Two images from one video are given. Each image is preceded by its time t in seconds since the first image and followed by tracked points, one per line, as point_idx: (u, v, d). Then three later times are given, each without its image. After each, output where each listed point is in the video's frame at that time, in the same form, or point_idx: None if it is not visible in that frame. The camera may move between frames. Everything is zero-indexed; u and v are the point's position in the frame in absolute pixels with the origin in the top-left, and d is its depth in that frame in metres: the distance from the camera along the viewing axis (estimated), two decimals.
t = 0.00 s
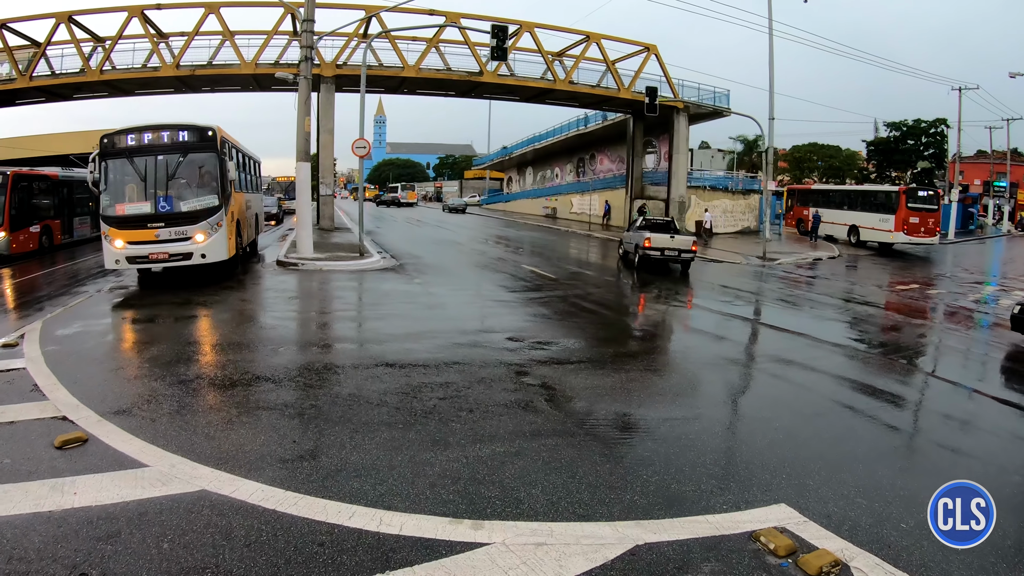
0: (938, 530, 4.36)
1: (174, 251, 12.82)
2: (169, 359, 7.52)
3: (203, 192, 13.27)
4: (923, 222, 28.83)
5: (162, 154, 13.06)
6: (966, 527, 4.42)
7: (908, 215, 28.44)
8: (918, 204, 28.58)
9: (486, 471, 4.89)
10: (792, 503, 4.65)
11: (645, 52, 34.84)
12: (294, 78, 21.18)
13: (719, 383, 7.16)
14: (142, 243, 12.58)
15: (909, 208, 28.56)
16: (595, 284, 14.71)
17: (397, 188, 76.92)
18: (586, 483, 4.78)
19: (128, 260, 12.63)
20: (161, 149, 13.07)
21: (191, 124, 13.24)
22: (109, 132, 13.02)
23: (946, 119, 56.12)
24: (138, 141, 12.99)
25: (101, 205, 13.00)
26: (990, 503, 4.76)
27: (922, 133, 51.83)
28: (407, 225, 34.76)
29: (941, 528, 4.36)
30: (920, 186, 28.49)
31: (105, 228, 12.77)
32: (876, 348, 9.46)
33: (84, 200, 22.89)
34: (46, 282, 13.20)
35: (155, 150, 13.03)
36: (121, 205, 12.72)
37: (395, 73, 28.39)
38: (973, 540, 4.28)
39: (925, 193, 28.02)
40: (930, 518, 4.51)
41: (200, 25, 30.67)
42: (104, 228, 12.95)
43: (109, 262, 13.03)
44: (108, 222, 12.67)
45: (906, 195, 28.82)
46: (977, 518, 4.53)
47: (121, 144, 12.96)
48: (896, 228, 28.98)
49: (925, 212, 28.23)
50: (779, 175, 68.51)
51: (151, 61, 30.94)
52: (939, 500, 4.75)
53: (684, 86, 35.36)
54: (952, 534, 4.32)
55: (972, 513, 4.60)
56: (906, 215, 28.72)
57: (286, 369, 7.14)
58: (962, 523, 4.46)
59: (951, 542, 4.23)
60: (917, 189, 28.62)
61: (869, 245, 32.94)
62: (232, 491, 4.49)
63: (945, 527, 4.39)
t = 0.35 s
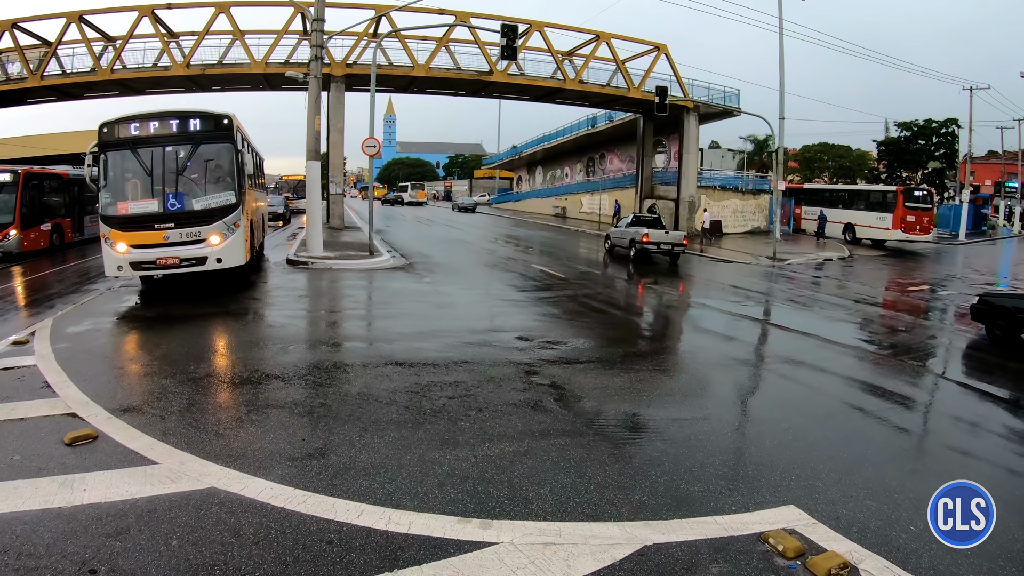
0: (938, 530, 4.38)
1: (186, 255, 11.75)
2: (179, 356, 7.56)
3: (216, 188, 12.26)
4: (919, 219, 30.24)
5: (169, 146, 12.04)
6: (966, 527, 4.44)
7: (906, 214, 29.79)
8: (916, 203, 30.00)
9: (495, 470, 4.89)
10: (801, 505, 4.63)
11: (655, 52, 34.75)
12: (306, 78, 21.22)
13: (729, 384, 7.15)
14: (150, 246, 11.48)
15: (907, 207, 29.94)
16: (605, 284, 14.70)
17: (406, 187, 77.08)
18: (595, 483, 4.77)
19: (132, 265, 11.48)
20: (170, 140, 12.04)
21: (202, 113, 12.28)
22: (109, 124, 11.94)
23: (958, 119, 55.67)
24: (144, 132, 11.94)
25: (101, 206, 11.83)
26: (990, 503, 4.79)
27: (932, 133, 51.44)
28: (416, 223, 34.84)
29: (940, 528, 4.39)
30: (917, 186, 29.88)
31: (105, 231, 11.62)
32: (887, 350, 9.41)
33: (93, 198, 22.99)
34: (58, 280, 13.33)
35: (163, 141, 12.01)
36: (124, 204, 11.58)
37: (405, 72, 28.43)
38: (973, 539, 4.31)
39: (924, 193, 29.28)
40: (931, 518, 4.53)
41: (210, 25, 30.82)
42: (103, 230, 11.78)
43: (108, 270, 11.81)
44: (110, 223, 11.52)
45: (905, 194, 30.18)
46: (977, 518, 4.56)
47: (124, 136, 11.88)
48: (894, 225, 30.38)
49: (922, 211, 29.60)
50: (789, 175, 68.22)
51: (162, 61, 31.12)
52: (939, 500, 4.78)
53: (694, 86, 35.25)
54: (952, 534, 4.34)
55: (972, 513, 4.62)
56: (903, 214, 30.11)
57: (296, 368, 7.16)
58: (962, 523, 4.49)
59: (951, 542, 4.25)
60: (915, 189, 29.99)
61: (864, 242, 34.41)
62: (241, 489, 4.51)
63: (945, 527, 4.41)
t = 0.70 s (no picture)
0: (937, 529, 4.41)
1: (210, 269, 9.96)
2: (188, 355, 7.59)
3: (244, 191, 10.42)
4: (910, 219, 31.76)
5: (188, 141, 10.16)
6: (966, 527, 4.47)
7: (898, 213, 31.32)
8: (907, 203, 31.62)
9: (502, 472, 4.89)
10: (808, 508, 4.61)
11: (663, 53, 34.71)
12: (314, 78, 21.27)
13: (737, 386, 7.13)
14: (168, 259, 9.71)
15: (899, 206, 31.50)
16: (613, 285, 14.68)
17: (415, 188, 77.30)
18: (602, 484, 4.77)
19: (146, 280, 9.65)
20: (190, 134, 10.17)
21: (229, 103, 10.46)
22: (116, 112, 10.03)
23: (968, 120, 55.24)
24: (159, 124, 10.07)
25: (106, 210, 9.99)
26: (990, 503, 4.82)
27: (942, 134, 51.07)
28: (423, 224, 34.94)
29: (941, 528, 4.41)
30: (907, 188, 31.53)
31: (112, 239, 9.76)
32: (896, 352, 9.37)
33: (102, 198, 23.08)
34: (67, 279, 13.39)
35: (182, 136, 10.15)
36: (135, 208, 9.72)
37: (413, 73, 28.47)
38: (972, 539, 4.33)
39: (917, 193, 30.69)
40: (931, 517, 4.55)
41: (219, 25, 30.96)
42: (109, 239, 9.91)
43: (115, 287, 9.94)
44: (117, 231, 9.65)
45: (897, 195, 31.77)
46: (977, 518, 4.58)
47: (135, 128, 9.99)
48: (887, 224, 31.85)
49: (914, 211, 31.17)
50: (797, 176, 68.07)
51: (171, 62, 31.26)
52: (939, 500, 4.81)
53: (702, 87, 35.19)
54: (953, 534, 4.36)
55: (972, 513, 4.65)
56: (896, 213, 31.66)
57: (303, 367, 7.18)
58: (962, 523, 4.52)
59: (949, 541, 4.27)
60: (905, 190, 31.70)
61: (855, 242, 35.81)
62: (248, 489, 4.52)
63: (945, 527, 4.44)
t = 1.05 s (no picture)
0: (937, 530, 4.42)
1: (250, 278, 8.51)
2: (193, 356, 7.61)
3: (287, 191, 8.93)
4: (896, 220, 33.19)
5: (223, 131, 8.64)
6: (966, 527, 4.49)
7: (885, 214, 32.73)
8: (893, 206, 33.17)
9: (506, 474, 4.89)
10: (813, 510, 4.60)
11: (667, 54, 34.69)
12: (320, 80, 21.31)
13: (741, 388, 7.12)
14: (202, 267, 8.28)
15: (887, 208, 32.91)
16: (617, 287, 14.67)
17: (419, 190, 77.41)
18: (607, 486, 4.77)
19: (175, 293, 8.20)
20: (225, 122, 8.66)
21: (271, 90, 9.00)
22: (138, 95, 8.52)
23: (974, 121, 54.94)
24: (190, 110, 8.57)
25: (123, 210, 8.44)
26: (990, 503, 4.85)
27: (947, 136, 50.82)
28: (426, 225, 34.98)
29: (942, 528, 4.42)
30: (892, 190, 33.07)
31: (132, 245, 8.26)
32: (901, 355, 9.33)
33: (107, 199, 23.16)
34: (73, 280, 13.45)
35: (217, 124, 8.65)
36: (162, 208, 8.24)
37: (417, 75, 28.52)
38: (972, 539, 4.35)
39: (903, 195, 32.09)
40: (930, 517, 4.57)
41: (224, 27, 31.08)
42: (127, 243, 8.37)
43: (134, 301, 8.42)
44: (140, 234, 8.16)
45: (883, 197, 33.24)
46: (977, 518, 4.61)
47: (162, 113, 8.49)
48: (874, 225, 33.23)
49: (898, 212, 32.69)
50: (801, 178, 67.92)
51: (176, 63, 31.39)
52: (939, 500, 4.82)
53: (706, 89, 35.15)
54: (952, 534, 4.38)
55: (972, 513, 4.67)
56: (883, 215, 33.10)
57: (308, 369, 7.20)
58: (962, 523, 4.53)
59: (949, 541, 4.29)
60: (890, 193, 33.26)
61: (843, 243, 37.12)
62: (252, 490, 4.53)
63: (945, 527, 4.45)
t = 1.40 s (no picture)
0: (937, 530, 4.43)
1: (313, 293, 7.29)
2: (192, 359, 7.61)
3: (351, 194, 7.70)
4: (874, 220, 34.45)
5: (278, 125, 7.30)
6: (966, 527, 4.49)
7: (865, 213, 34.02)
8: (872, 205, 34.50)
9: (505, 476, 4.88)
10: (813, 513, 4.59)
11: (666, 57, 34.72)
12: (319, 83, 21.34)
13: (741, 390, 7.12)
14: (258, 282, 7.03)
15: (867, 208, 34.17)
16: (617, 289, 14.68)
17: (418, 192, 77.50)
18: (606, 488, 4.76)
19: (225, 312, 6.94)
20: (281, 114, 7.34)
21: (333, 79, 7.65)
22: (175, 79, 7.05)
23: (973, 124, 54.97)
24: (240, 99, 7.19)
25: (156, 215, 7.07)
26: (990, 503, 4.85)
27: (946, 138, 50.86)
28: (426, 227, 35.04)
29: (942, 528, 4.43)
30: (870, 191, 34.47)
31: (173, 257, 6.94)
32: (900, 357, 9.33)
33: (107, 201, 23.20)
34: (72, 282, 13.43)
35: (270, 117, 7.29)
36: (209, 213, 6.92)
37: (417, 77, 28.56)
38: (972, 539, 4.35)
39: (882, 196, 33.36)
40: (931, 518, 4.58)
41: (224, 30, 31.14)
42: (164, 253, 7.02)
43: (174, 323, 7.11)
44: (184, 244, 6.86)
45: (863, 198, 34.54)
46: (977, 518, 4.61)
47: (206, 102, 7.08)
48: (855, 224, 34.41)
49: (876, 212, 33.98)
50: (801, 180, 68.00)
51: (176, 66, 31.44)
52: (939, 500, 4.83)
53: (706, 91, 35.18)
54: (952, 534, 4.39)
55: (972, 513, 4.68)
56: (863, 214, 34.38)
57: (306, 372, 7.19)
58: (962, 523, 4.54)
59: (950, 542, 4.29)
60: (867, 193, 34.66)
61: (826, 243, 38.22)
62: (251, 492, 4.52)
63: (945, 527, 4.46)
